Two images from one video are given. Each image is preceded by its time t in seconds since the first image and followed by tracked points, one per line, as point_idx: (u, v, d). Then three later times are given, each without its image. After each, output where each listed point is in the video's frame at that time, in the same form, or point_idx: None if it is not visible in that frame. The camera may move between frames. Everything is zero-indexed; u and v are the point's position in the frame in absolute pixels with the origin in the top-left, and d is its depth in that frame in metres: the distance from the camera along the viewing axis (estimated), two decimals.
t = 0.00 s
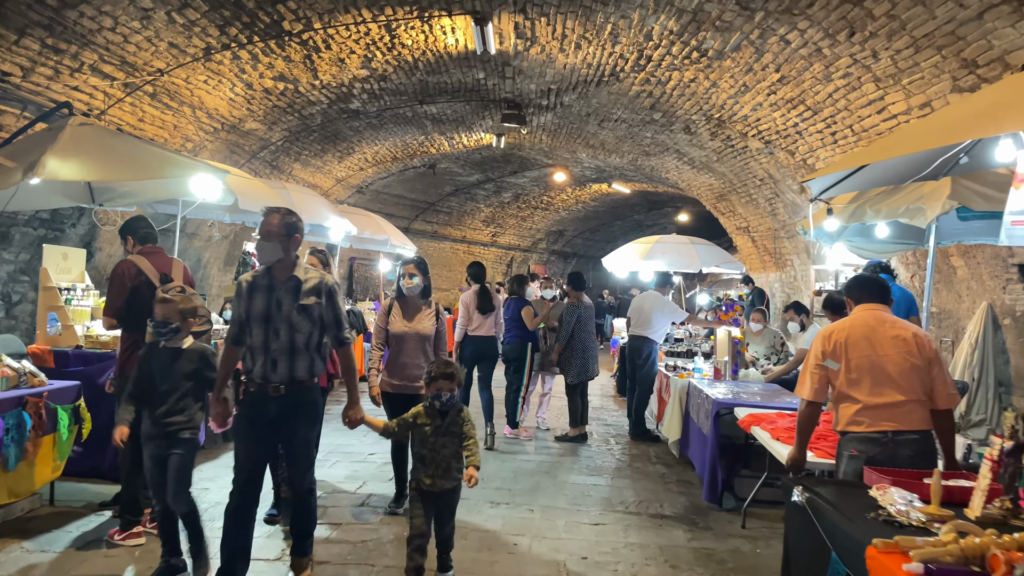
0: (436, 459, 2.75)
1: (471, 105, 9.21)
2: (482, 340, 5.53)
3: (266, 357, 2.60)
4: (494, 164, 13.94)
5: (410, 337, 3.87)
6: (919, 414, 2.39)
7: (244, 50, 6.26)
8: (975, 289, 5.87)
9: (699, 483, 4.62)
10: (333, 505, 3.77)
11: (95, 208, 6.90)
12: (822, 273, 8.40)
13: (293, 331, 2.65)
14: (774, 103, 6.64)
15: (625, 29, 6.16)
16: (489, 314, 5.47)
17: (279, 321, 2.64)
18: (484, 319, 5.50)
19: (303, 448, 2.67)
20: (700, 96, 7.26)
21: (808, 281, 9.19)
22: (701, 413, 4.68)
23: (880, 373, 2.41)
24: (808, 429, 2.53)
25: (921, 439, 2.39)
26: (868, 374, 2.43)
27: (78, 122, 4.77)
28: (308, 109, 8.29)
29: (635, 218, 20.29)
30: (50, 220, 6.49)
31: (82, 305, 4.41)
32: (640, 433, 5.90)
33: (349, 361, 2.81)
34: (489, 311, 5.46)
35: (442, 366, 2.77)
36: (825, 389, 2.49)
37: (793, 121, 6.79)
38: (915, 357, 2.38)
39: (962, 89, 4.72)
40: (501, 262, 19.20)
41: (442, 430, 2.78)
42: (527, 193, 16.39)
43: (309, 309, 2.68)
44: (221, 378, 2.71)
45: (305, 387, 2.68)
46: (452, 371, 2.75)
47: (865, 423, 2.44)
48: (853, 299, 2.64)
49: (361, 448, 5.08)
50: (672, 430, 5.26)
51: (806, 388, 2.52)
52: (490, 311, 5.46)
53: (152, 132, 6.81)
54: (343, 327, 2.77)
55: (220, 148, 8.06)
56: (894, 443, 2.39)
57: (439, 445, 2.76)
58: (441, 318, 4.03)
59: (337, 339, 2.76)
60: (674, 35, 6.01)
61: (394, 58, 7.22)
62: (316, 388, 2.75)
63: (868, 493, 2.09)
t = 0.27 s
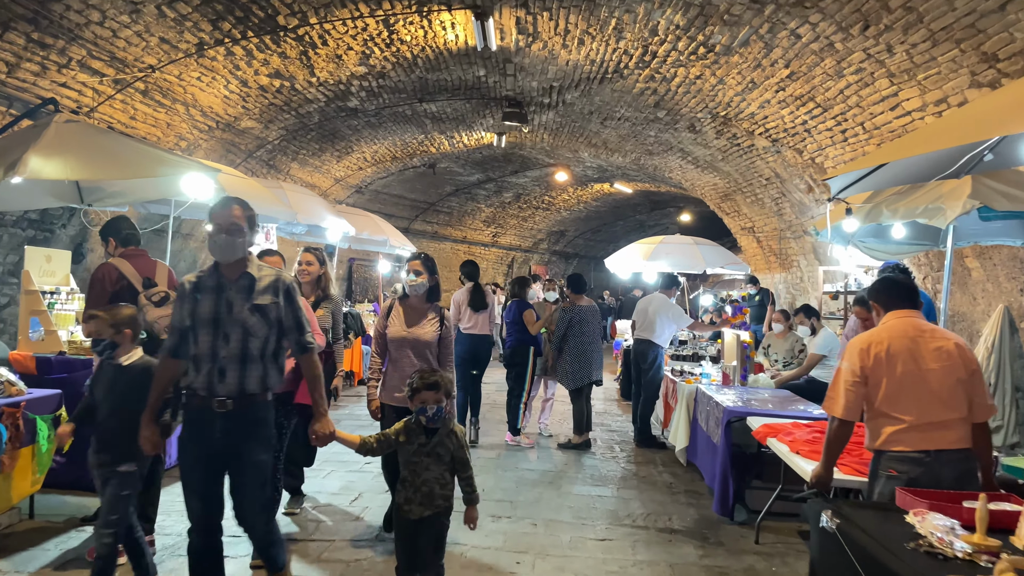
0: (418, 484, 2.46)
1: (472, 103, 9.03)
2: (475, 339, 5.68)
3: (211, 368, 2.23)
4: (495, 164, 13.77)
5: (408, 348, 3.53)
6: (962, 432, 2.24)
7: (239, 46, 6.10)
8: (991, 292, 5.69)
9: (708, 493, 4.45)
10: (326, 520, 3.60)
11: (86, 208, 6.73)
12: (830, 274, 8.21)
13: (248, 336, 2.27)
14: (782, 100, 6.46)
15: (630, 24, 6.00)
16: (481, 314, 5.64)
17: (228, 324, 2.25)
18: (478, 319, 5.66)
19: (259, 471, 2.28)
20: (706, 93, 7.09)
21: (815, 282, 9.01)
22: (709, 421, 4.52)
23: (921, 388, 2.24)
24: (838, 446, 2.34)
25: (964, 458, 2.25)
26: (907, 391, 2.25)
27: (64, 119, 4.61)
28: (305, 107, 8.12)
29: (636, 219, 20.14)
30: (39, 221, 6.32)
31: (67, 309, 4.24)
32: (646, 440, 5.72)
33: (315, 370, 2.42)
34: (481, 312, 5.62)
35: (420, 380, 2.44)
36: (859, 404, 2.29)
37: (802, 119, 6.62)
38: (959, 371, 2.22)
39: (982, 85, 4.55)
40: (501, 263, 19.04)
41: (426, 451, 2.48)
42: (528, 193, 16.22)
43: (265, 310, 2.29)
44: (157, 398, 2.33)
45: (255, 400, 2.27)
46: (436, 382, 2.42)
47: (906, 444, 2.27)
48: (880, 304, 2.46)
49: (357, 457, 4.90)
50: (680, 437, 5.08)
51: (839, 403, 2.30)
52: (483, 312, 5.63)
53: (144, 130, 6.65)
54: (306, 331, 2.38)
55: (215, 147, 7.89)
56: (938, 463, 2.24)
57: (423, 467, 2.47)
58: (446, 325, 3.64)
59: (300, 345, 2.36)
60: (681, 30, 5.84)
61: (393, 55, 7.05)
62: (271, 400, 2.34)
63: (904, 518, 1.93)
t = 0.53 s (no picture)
0: (400, 518, 2.25)
1: (471, 98, 8.85)
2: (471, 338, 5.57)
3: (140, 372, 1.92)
4: (495, 162, 13.60)
5: (394, 353, 2.95)
6: (1012, 438, 2.11)
7: (231, 36, 5.93)
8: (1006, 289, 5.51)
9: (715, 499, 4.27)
10: (315, 528, 3.42)
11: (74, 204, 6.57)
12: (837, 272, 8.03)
13: (185, 336, 1.94)
14: (789, 92, 6.29)
15: (633, 14, 5.82)
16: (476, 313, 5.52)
17: (161, 321, 1.92)
18: (472, 317, 5.54)
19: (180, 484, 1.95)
20: (710, 86, 6.92)
21: (821, 281, 8.83)
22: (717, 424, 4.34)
23: (968, 391, 2.10)
24: (874, 451, 2.19)
25: (1014, 466, 2.11)
26: (954, 393, 2.11)
27: (46, 110, 4.44)
28: (301, 102, 7.96)
29: (638, 217, 19.96)
30: (25, 217, 6.15)
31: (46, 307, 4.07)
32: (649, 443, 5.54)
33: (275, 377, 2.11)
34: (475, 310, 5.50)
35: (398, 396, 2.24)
36: (901, 408, 2.14)
37: (810, 112, 6.45)
38: (1009, 373, 2.09)
39: (999, 73, 4.38)
40: (502, 262, 18.86)
41: (413, 482, 2.25)
42: (529, 191, 16.04)
43: (206, 305, 1.96)
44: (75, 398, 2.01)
45: (187, 406, 1.95)
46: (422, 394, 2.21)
47: (952, 450, 2.12)
48: (920, 300, 2.31)
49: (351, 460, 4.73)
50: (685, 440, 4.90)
51: (880, 407, 2.14)
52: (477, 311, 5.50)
53: (134, 124, 6.48)
54: (260, 328, 2.05)
55: (209, 143, 7.72)
56: (987, 472, 2.10)
57: (407, 500, 2.25)
58: (437, 320, 3.07)
59: (253, 343, 2.05)
60: (685, 19, 5.68)
61: (390, 47, 6.88)
62: (213, 406, 2.03)
63: (942, 535, 1.75)
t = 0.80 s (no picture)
0: (353, 573, 1.85)
1: (469, 94, 8.67)
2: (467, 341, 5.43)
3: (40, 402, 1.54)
4: (494, 160, 13.41)
5: (362, 366, 2.55)
6: None
7: (221, 29, 5.75)
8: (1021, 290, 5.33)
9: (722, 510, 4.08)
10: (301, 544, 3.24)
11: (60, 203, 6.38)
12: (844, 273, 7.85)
13: (96, 361, 1.56)
14: (796, 87, 6.10)
15: (635, 6, 5.64)
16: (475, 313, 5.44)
17: (68, 340, 1.54)
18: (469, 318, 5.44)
19: (83, 544, 1.58)
20: (714, 81, 6.74)
21: (826, 281, 8.64)
22: (721, 430, 4.16)
23: (1013, 406, 1.95)
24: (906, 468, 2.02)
25: None
26: (997, 407, 1.97)
27: (25, 104, 4.27)
28: (295, 98, 7.78)
29: (638, 217, 19.78)
30: (8, 216, 5.96)
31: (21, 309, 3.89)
32: (652, 449, 5.36)
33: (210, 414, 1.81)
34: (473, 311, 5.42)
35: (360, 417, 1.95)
36: (939, 420, 1.98)
37: (817, 108, 6.26)
38: None
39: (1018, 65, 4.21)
40: (501, 262, 18.67)
41: (363, 527, 1.87)
42: (528, 191, 15.86)
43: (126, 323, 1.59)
44: None
45: (95, 447, 1.59)
46: (380, 420, 1.87)
47: (993, 468, 1.98)
48: (962, 301, 2.15)
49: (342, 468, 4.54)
50: (689, 447, 4.72)
51: (914, 419, 1.99)
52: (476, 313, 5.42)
53: (122, 120, 6.30)
54: (193, 351, 1.72)
55: (200, 140, 7.54)
56: None
57: (359, 549, 1.86)
58: (409, 322, 2.64)
59: (184, 369, 1.71)
60: (689, 11, 5.50)
61: (386, 41, 6.71)
62: (132, 443, 1.67)
63: (987, 566, 1.57)
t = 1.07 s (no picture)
0: None
1: (466, 91, 8.49)
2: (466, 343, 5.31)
3: None
4: (493, 159, 13.23)
5: (322, 372, 2.05)
6: None
7: (209, 21, 5.58)
8: None
9: (729, 520, 3.91)
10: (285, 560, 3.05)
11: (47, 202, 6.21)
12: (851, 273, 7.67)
13: None
14: (803, 81, 5.93)
15: None
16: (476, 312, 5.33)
17: None
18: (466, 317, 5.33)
19: None
20: (718, 76, 6.56)
21: (832, 281, 8.46)
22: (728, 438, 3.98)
23: None
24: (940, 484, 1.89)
25: None
26: None
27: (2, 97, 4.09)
28: (289, 95, 7.61)
29: (639, 216, 19.60)
30: None
31: None
32: (655, 455, 5.18)
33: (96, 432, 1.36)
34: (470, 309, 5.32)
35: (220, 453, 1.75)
36: (977, 434, 1.83)
37: (824, 103, 6.08)
38: None
39: None
40: (500, 262, 18.49)
41: None
42: (528, 190, 15.68)
43: (10, 321, 1.16)
44: None
45: None
46: (275, 439, 1.66)
47: None
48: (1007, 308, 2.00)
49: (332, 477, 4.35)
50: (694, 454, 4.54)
51: (951, 434, 1.85)
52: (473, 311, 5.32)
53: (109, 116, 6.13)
54: (93, 357, 1.29)
55: (191, 138, 7.36)
56: None
57: None
58: (380, 323, 2.17)
59: (79, 381, 1.27)
60: (692, 3, 5.32)
61: (381, 35, 6.53)
62: (24, 476, 1.24)
63: None
